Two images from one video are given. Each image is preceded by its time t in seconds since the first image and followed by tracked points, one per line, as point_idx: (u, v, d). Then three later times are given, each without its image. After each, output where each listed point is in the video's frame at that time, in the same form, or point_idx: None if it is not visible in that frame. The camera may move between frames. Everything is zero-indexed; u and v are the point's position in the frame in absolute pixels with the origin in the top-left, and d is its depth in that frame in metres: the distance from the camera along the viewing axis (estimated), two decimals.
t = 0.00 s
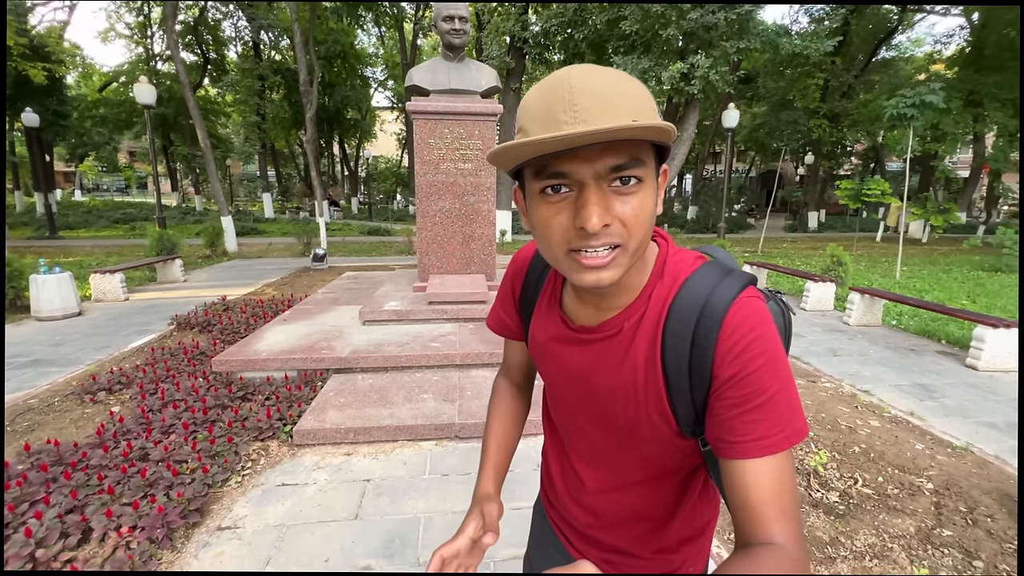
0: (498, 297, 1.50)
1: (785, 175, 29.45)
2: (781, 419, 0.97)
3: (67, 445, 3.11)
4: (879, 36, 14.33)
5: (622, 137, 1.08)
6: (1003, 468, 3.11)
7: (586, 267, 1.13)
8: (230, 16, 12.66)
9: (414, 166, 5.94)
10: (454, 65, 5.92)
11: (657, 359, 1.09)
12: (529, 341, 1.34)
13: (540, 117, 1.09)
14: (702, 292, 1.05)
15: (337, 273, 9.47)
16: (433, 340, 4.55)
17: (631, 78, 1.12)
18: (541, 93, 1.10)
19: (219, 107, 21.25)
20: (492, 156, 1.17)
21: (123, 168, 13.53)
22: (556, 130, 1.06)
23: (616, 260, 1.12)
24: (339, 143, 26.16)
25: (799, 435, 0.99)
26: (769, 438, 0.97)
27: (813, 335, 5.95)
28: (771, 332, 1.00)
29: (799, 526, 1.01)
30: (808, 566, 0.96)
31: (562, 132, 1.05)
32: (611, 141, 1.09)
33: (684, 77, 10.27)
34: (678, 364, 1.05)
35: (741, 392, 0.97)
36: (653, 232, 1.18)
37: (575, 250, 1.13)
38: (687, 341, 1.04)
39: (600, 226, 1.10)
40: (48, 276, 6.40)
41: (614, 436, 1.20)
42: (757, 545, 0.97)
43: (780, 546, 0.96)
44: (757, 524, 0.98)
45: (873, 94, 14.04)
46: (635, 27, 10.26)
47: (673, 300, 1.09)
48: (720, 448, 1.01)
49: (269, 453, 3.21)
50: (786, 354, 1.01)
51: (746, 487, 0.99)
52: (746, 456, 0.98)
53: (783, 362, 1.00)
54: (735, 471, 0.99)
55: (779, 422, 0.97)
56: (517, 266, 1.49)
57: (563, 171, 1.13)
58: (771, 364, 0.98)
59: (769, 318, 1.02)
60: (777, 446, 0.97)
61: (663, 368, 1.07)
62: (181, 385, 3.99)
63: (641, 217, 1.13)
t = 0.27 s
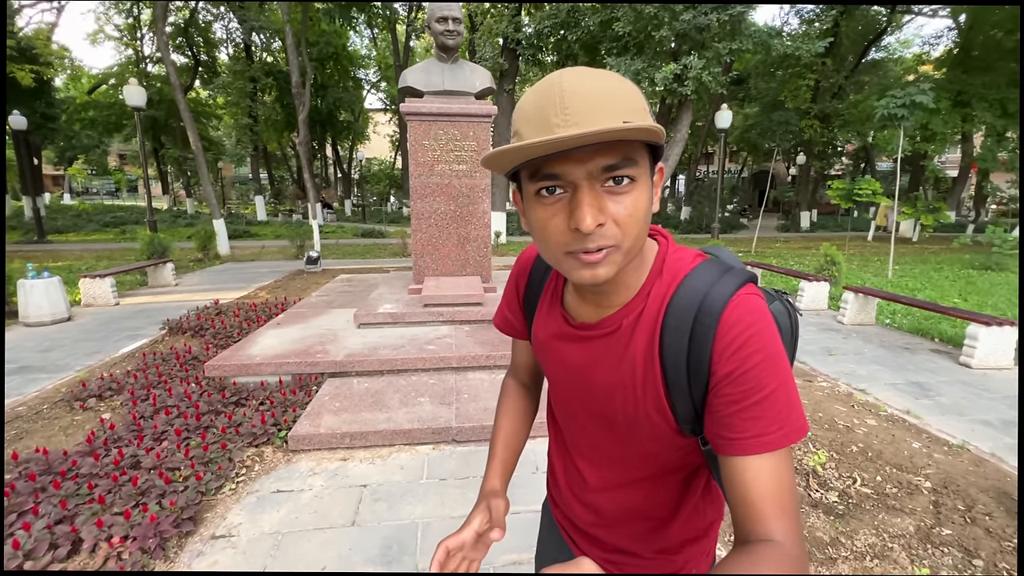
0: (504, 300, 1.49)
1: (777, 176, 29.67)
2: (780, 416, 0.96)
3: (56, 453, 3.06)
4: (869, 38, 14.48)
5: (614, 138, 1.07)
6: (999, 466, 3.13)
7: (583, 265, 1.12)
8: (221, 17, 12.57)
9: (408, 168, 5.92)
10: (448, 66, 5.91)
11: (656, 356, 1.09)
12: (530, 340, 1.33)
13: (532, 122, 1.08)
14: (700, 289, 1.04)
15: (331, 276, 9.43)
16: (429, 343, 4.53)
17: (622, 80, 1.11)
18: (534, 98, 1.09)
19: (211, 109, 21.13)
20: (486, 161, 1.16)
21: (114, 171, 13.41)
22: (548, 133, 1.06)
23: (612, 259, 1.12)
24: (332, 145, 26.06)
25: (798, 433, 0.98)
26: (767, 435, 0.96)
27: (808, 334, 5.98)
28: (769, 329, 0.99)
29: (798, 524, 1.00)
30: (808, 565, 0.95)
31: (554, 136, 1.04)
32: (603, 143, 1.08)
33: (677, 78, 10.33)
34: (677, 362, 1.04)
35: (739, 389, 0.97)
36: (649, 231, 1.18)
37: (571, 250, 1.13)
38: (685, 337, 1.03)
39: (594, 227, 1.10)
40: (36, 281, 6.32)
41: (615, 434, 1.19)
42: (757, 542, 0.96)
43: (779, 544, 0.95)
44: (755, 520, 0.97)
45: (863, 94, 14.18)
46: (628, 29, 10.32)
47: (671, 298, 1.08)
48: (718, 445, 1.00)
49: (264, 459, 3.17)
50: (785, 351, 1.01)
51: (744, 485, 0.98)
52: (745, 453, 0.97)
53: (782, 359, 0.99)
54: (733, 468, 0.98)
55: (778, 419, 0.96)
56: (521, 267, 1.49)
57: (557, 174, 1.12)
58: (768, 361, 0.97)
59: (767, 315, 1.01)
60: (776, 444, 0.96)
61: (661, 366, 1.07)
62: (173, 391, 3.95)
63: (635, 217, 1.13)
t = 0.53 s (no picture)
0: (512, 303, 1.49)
1: (769, 176, 29.86)
2: (787, 416, 0.95)
3: (44, 461, 3.01)
4: (859, 39, 14.60)
5: (617, 137, 1.06)
6: (996, 464, 3.16)
7: (589, 264, 1.11)
8: (212, 17, 12.46)
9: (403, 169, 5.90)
10: (442, 66, 5.90)
11: (663, 354, 1.08)
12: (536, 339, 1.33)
13: (536, 122, 1.08)
14: (707, 288, 1.04)
15: (325, 278, 9.38)
16: (425, 345, 4.51)
17: (626, 80, 1.11)
18: (537, 99, 1.09)
19: (202, 110, 20.97)
20: (491, 162, 1.16)
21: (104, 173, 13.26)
22: (551, 132, 1.05)
23: (618, 257, 1.11)
24: (325, 146, 25.95)
25: (807, 432, 0.97)
26: (775, 434, 0.95)
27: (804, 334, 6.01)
28: (777, 328, 0.98)
29: (806, 525, 0.98)
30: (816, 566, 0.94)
31: (557, 135, 1.04)
32: (606, 141, 1.07)
33: (672, 78, 10.37)
34: (683, 359, 1.03)
35: (747, 387, 0.96)
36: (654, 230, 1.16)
37: (576, 248, 1.12)
38: (692, 335, 1.02)
39: (598, 225, 1.09)
40: (24, 284, 6.23)
41: (622, 434, 1.19)
42: (763, 542, 0.95)
43: (785, 543, 0.94)
44: (762, 520, 0.96)
45: (854, 95, 14.30)
46: (622, 29, 10.35)
47: (678, 296, 1.08)
48: (725, 443, 0.99)
49: (258, 465, 3.13)
50: (794, 350, 0.99)
51: (750, 484, 0.97)
52: (752, 451, 0.96)
53: (789, 357, 0.98)
54: (740, 468, 0.97)
55: (785, 418, 0.95)
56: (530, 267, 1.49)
57: (561, 174, 1.11)
58: (775, 359, 0.96)
59: (774, 313, 1.00)
60: (784, 443, 0.95)
61: (669, 364, 1.06)
62: (165, 397, 3.90)
63: (640, 215, 1.11)
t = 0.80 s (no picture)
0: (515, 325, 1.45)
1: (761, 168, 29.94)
2: (814, 424, 0.95)
3: (30, 510, 2.97)
4: (842, 27, 14.67)
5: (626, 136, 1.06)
6: (1013, 457, 3.12)
7: (606, 268, 1.10)
8: (196, 40, 12.49)
9: (391, 184, 5.89)
10: (426, 78, 5.89)
11: (681, 366, 1.05)
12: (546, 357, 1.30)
13: (541, 124, 1.08)
14: (723, 301, 1.03)
15: (320, 296, 9.36)
16: (422, 363, 4.48)
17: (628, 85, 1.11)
18: (543, 103, 1.09)
19: (191, 133, 21.00)
20: (501, 167, 1.15)
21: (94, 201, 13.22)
22: (559, 137, 1.05)
23: (633, 261, 1.11)
24: (316, 162, 25.97)
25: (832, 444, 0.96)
26: (803, 446, 0.94)
27: (808, 328, 5.99)
28: (796, 336, 0.98)
29: (832, 542, 0.98)
30: None
31: (564, 135, 1.03)
32: (613, 142, 1.07)
33: (658, 77, 10.39)
34: (703, 369, 1.01)
35: (770, 396, 0.95)
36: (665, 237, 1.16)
37: (591, 250, 1.11)
38: (711, 340, 1.00)
39: (612, 224, 1.08)
40: (13, 322, 6.19)
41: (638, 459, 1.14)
42: (790, 565, 0.95)
43: (813, 566, 0.94)
44: (790, 538, 0.96)
45: (842, 83, 14.35)
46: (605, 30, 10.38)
47: (693, 307, 1.06)
48: (748, 459, 0.98)
49: (252, 500, 3.08)
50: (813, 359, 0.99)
51: (774, 499, 0.97)
52: (778, 469, 0.95)
53: (809, 370, 0.97)
54: (767, 482, 0.96)
55: (812, 427, 0.94)
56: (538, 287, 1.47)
57: (570, 177, 1.11)
58: (797, 368, 0.96)
59: (792, 323, 1.00)
60: (810, 457, 0.94)
61: (686, 379, 1.03)
62: (156, 433, 3.87)
63: (651, 216, 1.11)
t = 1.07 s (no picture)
0: (512, 324, 1.46)
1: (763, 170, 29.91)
2: (812, 428, 0.95)
3: (30, 507, 2.97)
4: (845, 30, 14.67)
5: (622, 140, 1.06)
6: (1013, 460, 3.12)
7: (603, 271, 1.11)
8: (200, 40, 12.52)
9: (393, 184, 5.90)
10: (428, 78, 5.90)
11: (677, 368, 1.05)
12: (543, 358, 1.30)
13: (537, 131, 1.08)
14: (720, 303, 1.03)
15: (321, 295, 9.38)
16: (422, 363, 4.48)
17: (622, 88, 1.11)
18: (538, 111, 1.10)
19: (194, 132, 21.04)
20: (498, 174, 1.16)
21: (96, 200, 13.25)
22: (555, 141, 1.05)
23: (631, 263, 1.11)
24: (319, 162, 26.00)
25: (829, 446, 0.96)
26: (800, 447, 0.94)
27: (808, 330, 5.99)
28: (792, 339, 0.98)
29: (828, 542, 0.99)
30: None
31: (560, 143, 1.04)
32: (608, 146, 1.07)
33: (660, 79, 10.38)
34: (701, 372, 1.01)
35: (766, 399, 0.95)
36: (661, 239, 1.16)
37: (589, 254, 1.11)
38: (708, 342, 1.00)
39: (610, 228, 1.08)
40: (15, 320, 6.21)
41: (635, 462, 1.14)
42: (786, 566, 0.96)
43: (809, 568, 0.94)
44: (785, 541, 0.96)
45: (844, 85, 14.33)
46: (608, 32, 10.37)
47: (689, 310, 1.06)
48: (745, 461, 0.98)
49: (252, 498, 3.08)
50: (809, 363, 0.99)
51: (768, 501, 0.97)
52: (775, 469, 0.95)
53: (806, 369, 0.97)
54: (761, 484, 0.97)
55: (811, 431, 0.94)
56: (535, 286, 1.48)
57: (567, 181, 1.11)
58: (793, 369, 0.96)
59: (788, 326, 1.00)
60: (807, 460, 0.94)
61: (682, 381, 1.03)
62: (157, 430, 3.87)
63: (648, 218, 1.11)
